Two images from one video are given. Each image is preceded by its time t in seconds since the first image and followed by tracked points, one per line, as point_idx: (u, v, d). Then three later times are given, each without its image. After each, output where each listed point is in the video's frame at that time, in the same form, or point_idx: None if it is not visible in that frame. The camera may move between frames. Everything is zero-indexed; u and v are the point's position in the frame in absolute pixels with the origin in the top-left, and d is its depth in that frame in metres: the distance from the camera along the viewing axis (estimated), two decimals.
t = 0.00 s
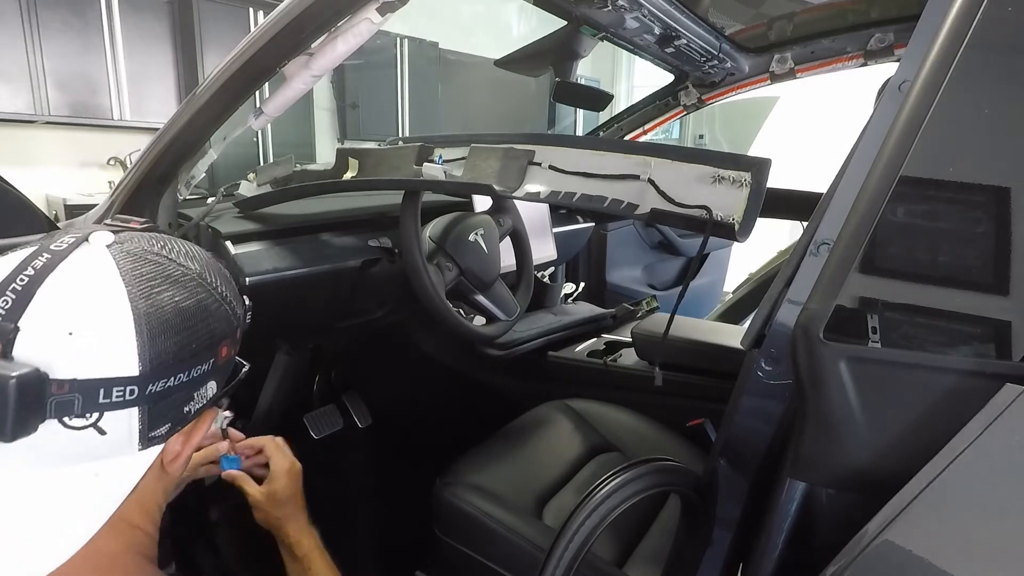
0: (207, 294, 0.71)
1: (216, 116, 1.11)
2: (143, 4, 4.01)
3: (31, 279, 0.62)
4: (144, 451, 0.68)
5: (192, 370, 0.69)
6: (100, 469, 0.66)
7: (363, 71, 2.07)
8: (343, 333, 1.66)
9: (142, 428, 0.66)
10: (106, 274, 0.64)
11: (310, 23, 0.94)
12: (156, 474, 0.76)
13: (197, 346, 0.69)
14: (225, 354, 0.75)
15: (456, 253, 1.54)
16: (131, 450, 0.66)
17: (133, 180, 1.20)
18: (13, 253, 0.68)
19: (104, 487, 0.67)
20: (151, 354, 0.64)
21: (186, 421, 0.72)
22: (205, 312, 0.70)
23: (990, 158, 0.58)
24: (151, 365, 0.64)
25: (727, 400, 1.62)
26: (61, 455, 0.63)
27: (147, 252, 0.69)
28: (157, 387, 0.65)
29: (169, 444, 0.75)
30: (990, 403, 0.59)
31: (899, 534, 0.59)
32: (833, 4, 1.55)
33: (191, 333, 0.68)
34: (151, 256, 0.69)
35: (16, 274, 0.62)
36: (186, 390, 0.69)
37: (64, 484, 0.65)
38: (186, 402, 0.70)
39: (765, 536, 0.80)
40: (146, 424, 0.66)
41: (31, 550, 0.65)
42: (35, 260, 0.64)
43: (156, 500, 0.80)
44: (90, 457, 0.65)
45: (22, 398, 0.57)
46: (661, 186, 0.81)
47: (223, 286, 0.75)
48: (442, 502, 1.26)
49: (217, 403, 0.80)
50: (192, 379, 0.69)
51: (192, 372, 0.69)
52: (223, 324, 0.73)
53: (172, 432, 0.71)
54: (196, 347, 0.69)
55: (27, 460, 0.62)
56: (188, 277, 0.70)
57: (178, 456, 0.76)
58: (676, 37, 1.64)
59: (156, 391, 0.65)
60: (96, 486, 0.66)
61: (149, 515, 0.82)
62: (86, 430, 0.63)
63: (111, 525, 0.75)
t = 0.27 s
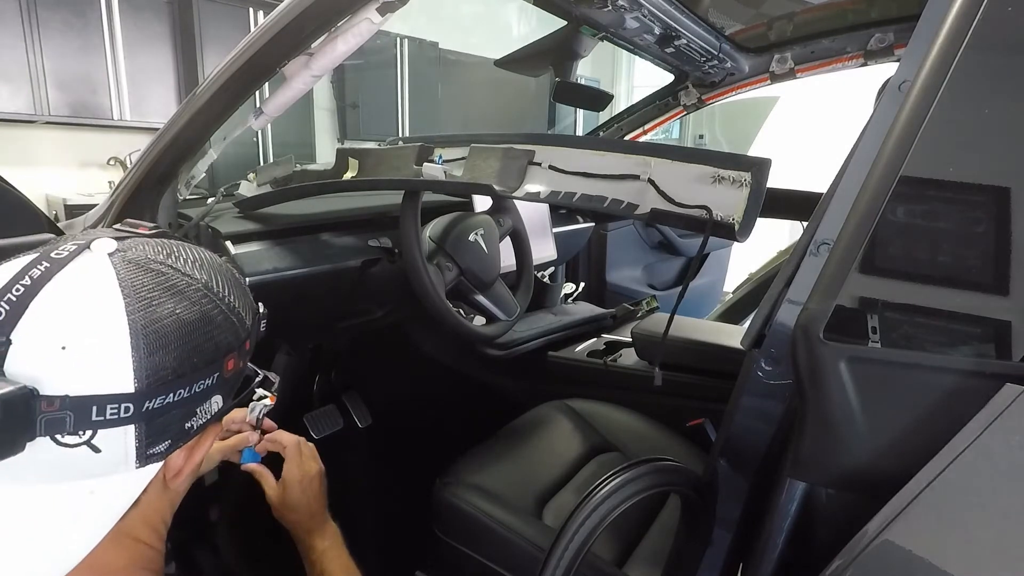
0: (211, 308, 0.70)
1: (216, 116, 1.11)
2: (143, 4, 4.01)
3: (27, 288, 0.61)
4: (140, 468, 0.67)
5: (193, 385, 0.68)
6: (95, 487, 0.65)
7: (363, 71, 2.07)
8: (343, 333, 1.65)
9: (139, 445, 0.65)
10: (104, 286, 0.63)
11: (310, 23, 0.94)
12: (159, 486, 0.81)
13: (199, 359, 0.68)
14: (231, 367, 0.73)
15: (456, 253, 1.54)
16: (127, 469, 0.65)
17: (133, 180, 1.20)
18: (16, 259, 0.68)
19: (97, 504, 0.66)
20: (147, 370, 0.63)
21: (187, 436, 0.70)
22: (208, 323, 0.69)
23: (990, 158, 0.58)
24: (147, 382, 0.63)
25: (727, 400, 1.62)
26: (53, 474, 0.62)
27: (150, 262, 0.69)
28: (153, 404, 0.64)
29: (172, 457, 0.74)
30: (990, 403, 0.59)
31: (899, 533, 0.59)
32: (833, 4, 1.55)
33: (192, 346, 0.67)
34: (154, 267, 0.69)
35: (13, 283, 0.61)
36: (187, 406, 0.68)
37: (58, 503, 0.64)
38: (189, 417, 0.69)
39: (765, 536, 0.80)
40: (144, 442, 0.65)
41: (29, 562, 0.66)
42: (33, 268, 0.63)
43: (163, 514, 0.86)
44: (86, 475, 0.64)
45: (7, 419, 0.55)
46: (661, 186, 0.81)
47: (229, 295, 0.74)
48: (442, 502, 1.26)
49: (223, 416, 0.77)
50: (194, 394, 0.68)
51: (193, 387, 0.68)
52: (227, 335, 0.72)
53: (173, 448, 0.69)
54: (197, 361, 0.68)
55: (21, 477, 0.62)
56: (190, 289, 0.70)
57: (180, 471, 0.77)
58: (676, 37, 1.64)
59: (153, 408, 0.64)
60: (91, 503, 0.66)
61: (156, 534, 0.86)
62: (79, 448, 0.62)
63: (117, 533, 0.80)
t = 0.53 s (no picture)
0: (207, 307, 0.71)
1: (215, 116, 1.11)
2: (143, 4, 4.01)
3: (23, 301, 0.60)
4: (150, 467, 0.67)
5: (196, 383, 0.69)
6: (111, 487, 0.66)
7: (363, 71, 2.07)
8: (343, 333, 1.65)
9: (149, 444, 0.66)
10: (102, 293, 0.63)
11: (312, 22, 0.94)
12: (165, 483, 0.73)
13: (200, 358, 0.69)
14: (229, 361, 0.75)
15: (456, 253, 1.54)
16: (139, 468, 0.66)
17: (133, 180, 1.20)
18: (3, 266, 0.66)
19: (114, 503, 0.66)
20: (153, 372, 0.64)
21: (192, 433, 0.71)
22: (205, 322, 0.70)
23: (990, 159, 0.58)
24: (154, 385, 0.64)
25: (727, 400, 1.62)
26: (67, 478, 0.62)
27: (142, 266, 0.69)
28: (161, 406, 0.65)
29: (177, 453, 0.72)
30: (990, 403, 0.59)
31: (899, 533, 0.59)
32: (833, 4, 1.55)
33: (193, 346, 0.68)
34: (147, 270, 0.68)
35: (9, 296, 0.61)
36: (191, 403, 0.69)
37: (73, 503, 0.64)
38: (193, 414, 0.70)
39: (765, 536, 0.80)
40: (153, 442, 0.66)
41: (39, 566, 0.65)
42: (27, 279, 0.62)
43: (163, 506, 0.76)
44: (95, 476, 0.64)
45: (26, 439, 0.56)
46: (661, 186, 0.81)
47: (221, 293, 0.75)
48: (443, 501, 1.26)
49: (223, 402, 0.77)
50: (196, 392, 0.69)
51: (197, 385, 0.69)
52: (224, 332, 0.73)
53: (179, 445, 0.70)
54: (199, 360, 0.69)
55: (33, 481, 0.62)
56: (185, 290, 0.70)
57: (185, 464, 0.74)
58: (676, 37, 1.64)
59: (162, 409, 0.65)
60: (106, 504, 0.66)
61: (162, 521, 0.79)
62: (93, 454, 0.63)
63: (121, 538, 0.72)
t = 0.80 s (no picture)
0: (172, 275, 0.71)
1: (215, 116, 1.11)
2: (143, 4, 4.01)
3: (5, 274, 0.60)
4: (144, 423, 0.68)
5: (173, 344, 0.69)
6: (110, 444, 0.65)
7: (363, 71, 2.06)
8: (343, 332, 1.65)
9: (140, 400, 0.66)
10: (72, 263, 0.62)
11: (312, 22, 0.94)
12: (155, 446, 0.73)
13: (173, 320, 0.69)
14: (196, 328, 0.75)
15: (456, 253, 1.54)
16: (135, 424, 0.67)
17: (133, 180, 1.20)
18: None
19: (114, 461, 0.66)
20: (134, 332, 0.64)
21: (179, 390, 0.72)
22: (174, 288, 0.70)
23: (990, 159, 0.58)
24: (137, 343, 0.64)
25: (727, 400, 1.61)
26: (64, 440, 0.62)
27: (108, 241, 0.68)
28: (147, 362, 0.65)
29: (164, 413, 0.73)
30: (992, 403, 0.59)
31: (899, 533, 0.59)
32: (833, 4, 1.55)
33: (165, 311, 0.68)
34: (108, 242, 0.67)
35: None
36: (171, 363, 0.69)
37: (71, 465, 0.63)
38: (175, 373, 0.71)
39: (765, 536, 0.80)
40: (142, 398, 0.66)
41: (34, 545, 0.62)
42: None
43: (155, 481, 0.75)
44: (95, 434, 0.64)
45: (34, 396, 0.57)
46: (661, 186, 0.81)
47: (180, 263, 0.75)
48: (443, 501, 1.26)
49: (197, 372, 0.79)
50: (173, 353, 0.69)
51: (173, 345, 0.69)
52: (190, 298, 0.73)
53: (167, 404, 0.71)
54: (172, 322, 0.69)
55: (30, 444, 0.60)
56: (148, 258, 0.69)
57: (173, 427, 0.75)
58: (677, 37, 1.64)
59: (147, 366, 0.65)
60: (105, 462, 0.65)
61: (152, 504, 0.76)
62: (90, 411, 0.62)
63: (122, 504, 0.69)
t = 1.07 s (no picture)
0: (214, 270, 0.73)
1: (215, 116, 1.11)
2: (143, 4, 4.01)
3: (74, 266, 0.62)
4: (185, 401, 0.67)
5: (213, 330, 0.70)
6: (157, 416, 0.64)
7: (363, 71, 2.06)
8: (343, 332, 1.65)
9: (184, 377, 0.66)
10: (131, 256, 0.65)
11: (312, 22, 0.94)
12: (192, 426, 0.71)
13: (214, 310, 0.71)
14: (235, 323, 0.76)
15: (456, 253, 1.54)
16: (176, 399, 0.66)
17: (133, 181, 1.20)
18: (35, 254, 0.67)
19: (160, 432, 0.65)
20: (185, 314, 0.66)
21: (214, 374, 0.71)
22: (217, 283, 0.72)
23: (990, 159, 0.58)
24: (186, 325, 0.66)
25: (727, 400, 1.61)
26: (118, 408, 0.61)
27: (160, 238, 0.71)
28: (192, 344, 0.66)
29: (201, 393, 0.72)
30: (992, 403, 0.59)
31: (899, 532, 0.60)
32: (833, 3, 1.55)
33: (208, 299, 0.70)
34: (156, 238, 0.70)
35: (61, 263, 0.62)
36: (211, 348, 0.70)
37: (118, 430, 0.62)
38: (212, 359, 0.70)
39: (765, 536, 0.80)
40: (185, 375, 0.66)
41: (75, 505, 0.60)
42: (69, 252, 0.63)
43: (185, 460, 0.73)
44: (140, 406, 0.63)
45: (107, 363, 0.59)
46: (660, 186, 0.81)
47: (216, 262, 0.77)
48: (442, 502, 1.26)
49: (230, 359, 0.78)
50: (213, 338, 0.70)
51: (213, 332, 0.70)
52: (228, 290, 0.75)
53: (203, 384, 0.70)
54: (213, 310, 0.70)
55: (79, 408, 0.59)
56: (192, 253, 0.71)
57: (206, 407, 0.74)
58: (677, 37, 1.64)
59: (192, 347, 0.66)
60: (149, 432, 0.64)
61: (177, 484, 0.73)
62: (142, 385, 0.62)
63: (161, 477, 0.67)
